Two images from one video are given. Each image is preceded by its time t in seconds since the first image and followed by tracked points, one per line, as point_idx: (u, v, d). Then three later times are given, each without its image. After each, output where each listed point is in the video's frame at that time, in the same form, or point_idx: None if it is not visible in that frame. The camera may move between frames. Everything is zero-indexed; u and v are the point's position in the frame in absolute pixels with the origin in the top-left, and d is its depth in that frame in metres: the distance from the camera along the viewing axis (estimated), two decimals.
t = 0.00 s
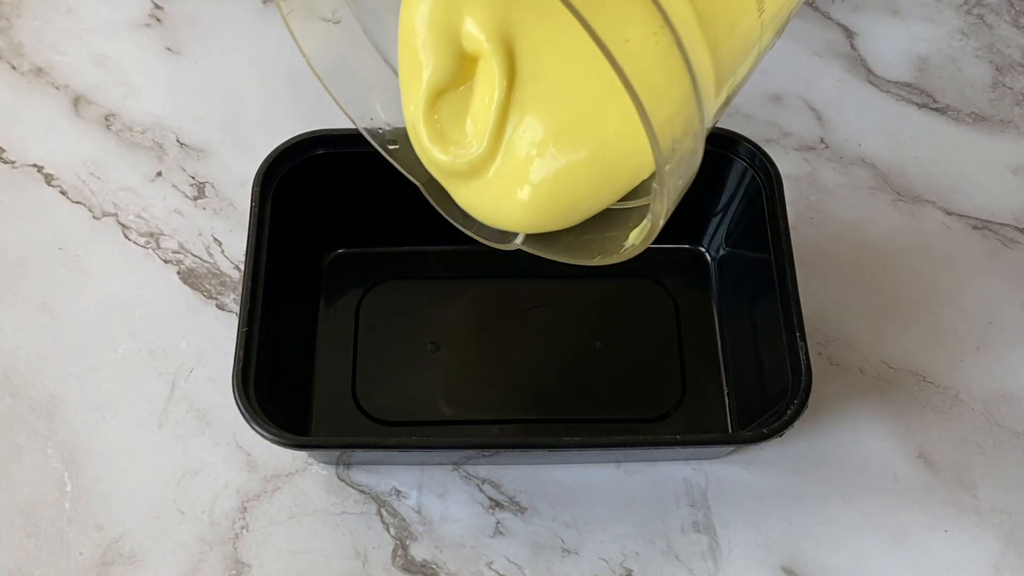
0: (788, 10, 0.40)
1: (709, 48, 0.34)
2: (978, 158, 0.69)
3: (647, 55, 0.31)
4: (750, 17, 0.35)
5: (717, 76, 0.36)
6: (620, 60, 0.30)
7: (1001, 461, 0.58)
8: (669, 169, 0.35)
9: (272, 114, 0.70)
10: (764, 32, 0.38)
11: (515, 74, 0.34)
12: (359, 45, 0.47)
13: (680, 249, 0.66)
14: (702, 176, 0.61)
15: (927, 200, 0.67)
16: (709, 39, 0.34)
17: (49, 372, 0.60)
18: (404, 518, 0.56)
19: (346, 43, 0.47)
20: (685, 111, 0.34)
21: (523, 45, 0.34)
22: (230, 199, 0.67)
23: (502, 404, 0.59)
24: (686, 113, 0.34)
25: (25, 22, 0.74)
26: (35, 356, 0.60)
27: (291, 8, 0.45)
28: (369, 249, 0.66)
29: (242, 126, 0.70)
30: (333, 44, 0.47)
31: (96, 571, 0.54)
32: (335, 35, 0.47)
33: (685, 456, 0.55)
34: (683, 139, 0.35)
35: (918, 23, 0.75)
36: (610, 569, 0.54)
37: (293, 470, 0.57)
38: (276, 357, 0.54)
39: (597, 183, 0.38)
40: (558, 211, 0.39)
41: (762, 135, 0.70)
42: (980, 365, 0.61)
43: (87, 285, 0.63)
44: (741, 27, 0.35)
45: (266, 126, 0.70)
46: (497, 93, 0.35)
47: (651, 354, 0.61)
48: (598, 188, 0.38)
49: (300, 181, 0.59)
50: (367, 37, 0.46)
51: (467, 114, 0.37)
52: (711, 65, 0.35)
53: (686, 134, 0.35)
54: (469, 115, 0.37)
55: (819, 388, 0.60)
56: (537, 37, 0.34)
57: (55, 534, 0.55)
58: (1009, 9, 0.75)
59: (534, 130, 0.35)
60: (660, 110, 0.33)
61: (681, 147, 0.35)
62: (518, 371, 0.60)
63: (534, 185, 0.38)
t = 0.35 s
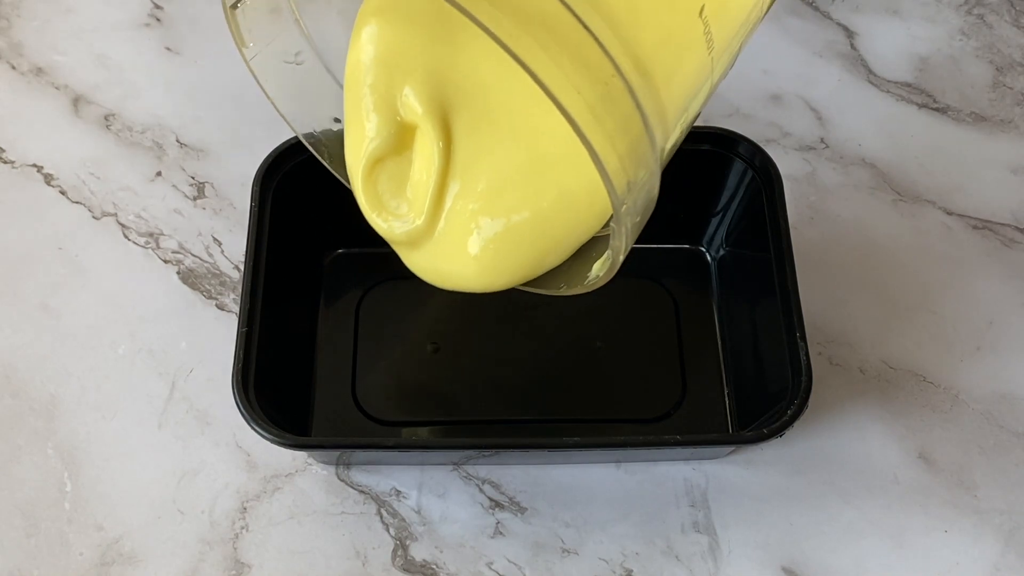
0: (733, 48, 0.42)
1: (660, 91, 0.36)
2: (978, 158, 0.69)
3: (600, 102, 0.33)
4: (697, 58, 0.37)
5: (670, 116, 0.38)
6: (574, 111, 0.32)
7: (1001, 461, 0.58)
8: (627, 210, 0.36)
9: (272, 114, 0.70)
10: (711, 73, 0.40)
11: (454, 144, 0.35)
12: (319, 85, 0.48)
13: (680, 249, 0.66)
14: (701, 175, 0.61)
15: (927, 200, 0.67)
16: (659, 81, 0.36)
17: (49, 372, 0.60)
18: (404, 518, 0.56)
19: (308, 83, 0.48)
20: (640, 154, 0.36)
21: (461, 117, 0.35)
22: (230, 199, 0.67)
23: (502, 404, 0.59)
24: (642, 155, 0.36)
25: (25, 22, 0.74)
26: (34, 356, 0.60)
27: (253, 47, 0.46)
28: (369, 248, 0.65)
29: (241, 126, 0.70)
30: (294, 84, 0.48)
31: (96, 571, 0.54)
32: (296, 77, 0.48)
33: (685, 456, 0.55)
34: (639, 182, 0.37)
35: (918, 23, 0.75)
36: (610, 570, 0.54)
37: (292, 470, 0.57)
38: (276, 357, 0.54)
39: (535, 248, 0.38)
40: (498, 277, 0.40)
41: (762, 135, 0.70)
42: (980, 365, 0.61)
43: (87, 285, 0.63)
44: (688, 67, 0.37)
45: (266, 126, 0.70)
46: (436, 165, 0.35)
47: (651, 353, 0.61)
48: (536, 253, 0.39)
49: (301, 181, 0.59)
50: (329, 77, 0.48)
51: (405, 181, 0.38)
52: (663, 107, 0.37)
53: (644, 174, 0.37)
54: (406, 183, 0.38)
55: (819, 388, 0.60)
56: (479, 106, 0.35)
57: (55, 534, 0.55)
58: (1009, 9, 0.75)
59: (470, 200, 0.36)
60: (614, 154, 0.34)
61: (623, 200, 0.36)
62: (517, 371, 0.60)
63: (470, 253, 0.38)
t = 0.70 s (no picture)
0: (720, 64, 0.43)
1: (648, 106, 0.37)
2: (978, 158, 0.69)
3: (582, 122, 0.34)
4: (686, 75, 0.39)
5: (659, 131, 0.39)
6: (551, 129, 0.33)
7: (1001, 461, 0.58)
8: (613, 225, 0.38)
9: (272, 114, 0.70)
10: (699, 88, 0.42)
11: (417, 188, 0.35)
12: (306, 103, 0.48)
13: (680, 249, 0.66)
14: (702, 175, 0.61)
15: (927, 200, 0.67)
16: (647, 97, 0.37)
17: (49, 372, 0.60)
18: (403, 518, 0.56)
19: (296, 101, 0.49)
20: (623, 170, 0.37)
21: (427, 160, 0.35)
22: (230, 199, 0.67)
23: (502, 404, 0.59)
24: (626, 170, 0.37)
25: (25, 22, 0.74)
26: (34, 356, 0.60)
27: (243, 66, 0.47)
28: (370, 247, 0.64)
29: (242, 126, 0.70)
30: (281, 101, 0.48)
31: (96, 571, 0.54)
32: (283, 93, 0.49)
33: (686, 456, 0.55)
34: (623, 198, 0.38)
35: (918, 23, 0.75)
36: (610, 570, 0.54)
37: (292, 470, 0.57)
38: (276, 357, 0.54)
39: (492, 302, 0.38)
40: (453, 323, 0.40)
41: (762, 135, 0.70)
42: (980, 365, 0.61)
43: (87, 285, 0.63)
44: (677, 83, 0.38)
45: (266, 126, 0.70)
46: (396, 209, 0.35)
47: (652, 354, 0.61)
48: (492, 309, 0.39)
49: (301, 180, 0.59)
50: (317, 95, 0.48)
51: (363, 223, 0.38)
52: (651, 122, 0.38)
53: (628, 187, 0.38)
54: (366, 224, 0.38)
55: (819, 388, 0.60)
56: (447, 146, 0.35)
57: (55, 534, 0.55)
58: (1009, 9, 0.75)
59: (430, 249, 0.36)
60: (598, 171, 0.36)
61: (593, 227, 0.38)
62: (518, 371, 0.60)
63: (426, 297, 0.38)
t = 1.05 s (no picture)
0: (713, 66, 0.44)
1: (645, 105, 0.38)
2: (979, 158, 0.69)
3: (578, 116, 0.35)
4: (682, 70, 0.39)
5: (655, 131, 0.40)
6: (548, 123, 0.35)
7: (1001, 461, 0.58)
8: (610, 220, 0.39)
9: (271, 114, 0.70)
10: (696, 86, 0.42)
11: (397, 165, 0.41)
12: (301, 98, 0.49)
13: (680, 249, 0.66)
14: (703, 175, 0.61)
15: (927, 200, 0.67)
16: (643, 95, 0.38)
17: (49, 372, 0.60)
18: (404, 518, 0.56)
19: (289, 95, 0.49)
20: (622, 167, 0.38)
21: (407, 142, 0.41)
22: (230, 199, 0.67)
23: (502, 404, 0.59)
24: (624, 167, 0.38)
25: (25, 22, 0.74)
26: (35, 356, 0.60)
27: (238, 61, 0.47)
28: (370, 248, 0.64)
29: (241, 126, 0.70)
30: (276, 94, 0.49)
31: (97, 572, 0.54)
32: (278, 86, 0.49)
33: (686, 456, 0.55)
34: (621, 192, 0.39)
35: (918, 23, 0.75)
36: (610, 570, 0.54)
37: (292, 470, 0.57)
38: (276, 357, 0.54)
39: (493, 291, 0.43)
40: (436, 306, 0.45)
41: (762, 135, 0.70)
42: (980, 364, 0.61)
43: (87, 285, 0.63)
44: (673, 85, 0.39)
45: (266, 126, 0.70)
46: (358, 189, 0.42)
47: (652, 354, 0.61)
48: (495, 297, 0.43)
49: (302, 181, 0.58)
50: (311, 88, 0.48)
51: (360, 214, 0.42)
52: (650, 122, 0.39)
53: (626, 186, 0.39)
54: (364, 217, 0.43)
55: (819, 388, 0.60)
56: (442, 137, 0.41)
57: (55, 534, 0.55)
58: (1009, 9, 0.75)
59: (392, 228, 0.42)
60: (596, 165, 0.37)
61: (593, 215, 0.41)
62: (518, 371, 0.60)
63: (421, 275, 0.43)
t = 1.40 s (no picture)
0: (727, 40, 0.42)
1: (656, 80, 0.37)
2: (978, 158, 0.69)
3: (584, 92, 0.35)
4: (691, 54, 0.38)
5: (666, 105, 0.39)
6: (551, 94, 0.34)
7: (1001, 461, 0.58)
8: (616, 201, 0.38)
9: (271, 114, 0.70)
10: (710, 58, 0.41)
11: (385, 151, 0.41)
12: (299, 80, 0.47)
13: (680, 249, 0.66)
14: (703, 174, 0.61)
15: (927, 200, 0.67)
16: (655, 70, 0.36)
17: (49, 372, 0.60)
18: (404, 518, 0.56)
19: (289, 76, 0.47)
20: (629, 142, 0.37)
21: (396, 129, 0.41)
22: (230, 199, 0.67)
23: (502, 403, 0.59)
24: (630, 143, 0.37)
25: (25, 22, 0.74)
26: (34, 356, 0.60)
27: (239, 39, 0.46)
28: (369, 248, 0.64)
29: (241, 126, 0.70)
30: (276, 75, 0.47)
31: (96, 572, 0.54)
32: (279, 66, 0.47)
33: (686, 456, 0.55)
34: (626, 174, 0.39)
35: (918, 23, 0.75)
36: (610, 570, 0.54)
37: (292, 470, 0.57)
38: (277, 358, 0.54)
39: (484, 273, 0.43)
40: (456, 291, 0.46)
41: (762, 135, 0.70)
42: (980, 364, 0.61)
43: (87, 285, 0.63)
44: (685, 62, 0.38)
45: (266, 126, 0.70)
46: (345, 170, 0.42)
47: (652, 354, 0.61)
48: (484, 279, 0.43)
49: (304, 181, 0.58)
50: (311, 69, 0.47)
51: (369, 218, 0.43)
52: (660, 96, 0.38)
53: (632, 163, 0.39)
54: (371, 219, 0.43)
55: (819, 388, 0.60)
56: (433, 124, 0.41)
57: (55, 534, 0.55)
58: (1009, 9, 0.75)
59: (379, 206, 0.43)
60: (602, 141, 0.36)
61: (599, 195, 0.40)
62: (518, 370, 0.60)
63: (435, 272, 0.45)
